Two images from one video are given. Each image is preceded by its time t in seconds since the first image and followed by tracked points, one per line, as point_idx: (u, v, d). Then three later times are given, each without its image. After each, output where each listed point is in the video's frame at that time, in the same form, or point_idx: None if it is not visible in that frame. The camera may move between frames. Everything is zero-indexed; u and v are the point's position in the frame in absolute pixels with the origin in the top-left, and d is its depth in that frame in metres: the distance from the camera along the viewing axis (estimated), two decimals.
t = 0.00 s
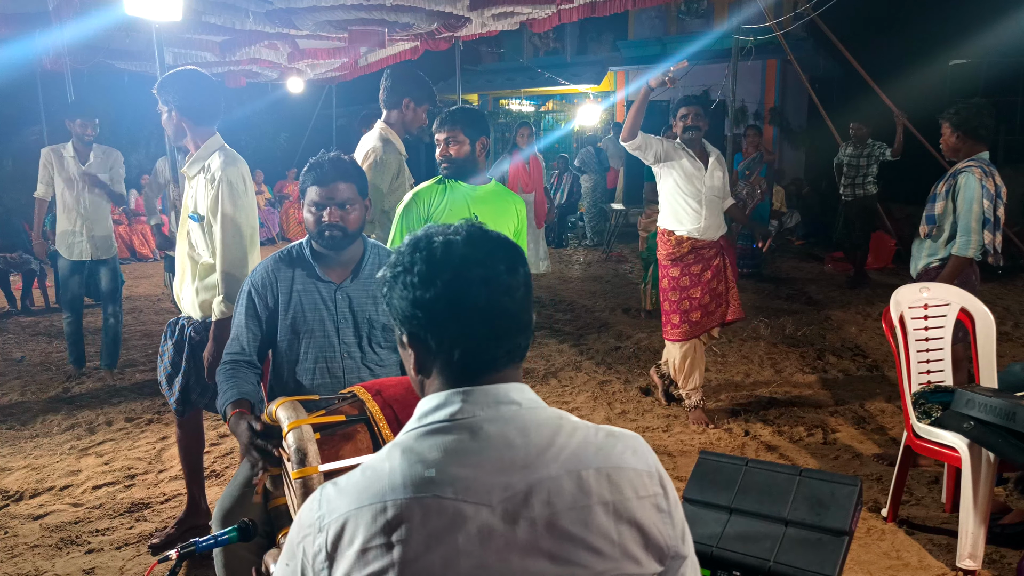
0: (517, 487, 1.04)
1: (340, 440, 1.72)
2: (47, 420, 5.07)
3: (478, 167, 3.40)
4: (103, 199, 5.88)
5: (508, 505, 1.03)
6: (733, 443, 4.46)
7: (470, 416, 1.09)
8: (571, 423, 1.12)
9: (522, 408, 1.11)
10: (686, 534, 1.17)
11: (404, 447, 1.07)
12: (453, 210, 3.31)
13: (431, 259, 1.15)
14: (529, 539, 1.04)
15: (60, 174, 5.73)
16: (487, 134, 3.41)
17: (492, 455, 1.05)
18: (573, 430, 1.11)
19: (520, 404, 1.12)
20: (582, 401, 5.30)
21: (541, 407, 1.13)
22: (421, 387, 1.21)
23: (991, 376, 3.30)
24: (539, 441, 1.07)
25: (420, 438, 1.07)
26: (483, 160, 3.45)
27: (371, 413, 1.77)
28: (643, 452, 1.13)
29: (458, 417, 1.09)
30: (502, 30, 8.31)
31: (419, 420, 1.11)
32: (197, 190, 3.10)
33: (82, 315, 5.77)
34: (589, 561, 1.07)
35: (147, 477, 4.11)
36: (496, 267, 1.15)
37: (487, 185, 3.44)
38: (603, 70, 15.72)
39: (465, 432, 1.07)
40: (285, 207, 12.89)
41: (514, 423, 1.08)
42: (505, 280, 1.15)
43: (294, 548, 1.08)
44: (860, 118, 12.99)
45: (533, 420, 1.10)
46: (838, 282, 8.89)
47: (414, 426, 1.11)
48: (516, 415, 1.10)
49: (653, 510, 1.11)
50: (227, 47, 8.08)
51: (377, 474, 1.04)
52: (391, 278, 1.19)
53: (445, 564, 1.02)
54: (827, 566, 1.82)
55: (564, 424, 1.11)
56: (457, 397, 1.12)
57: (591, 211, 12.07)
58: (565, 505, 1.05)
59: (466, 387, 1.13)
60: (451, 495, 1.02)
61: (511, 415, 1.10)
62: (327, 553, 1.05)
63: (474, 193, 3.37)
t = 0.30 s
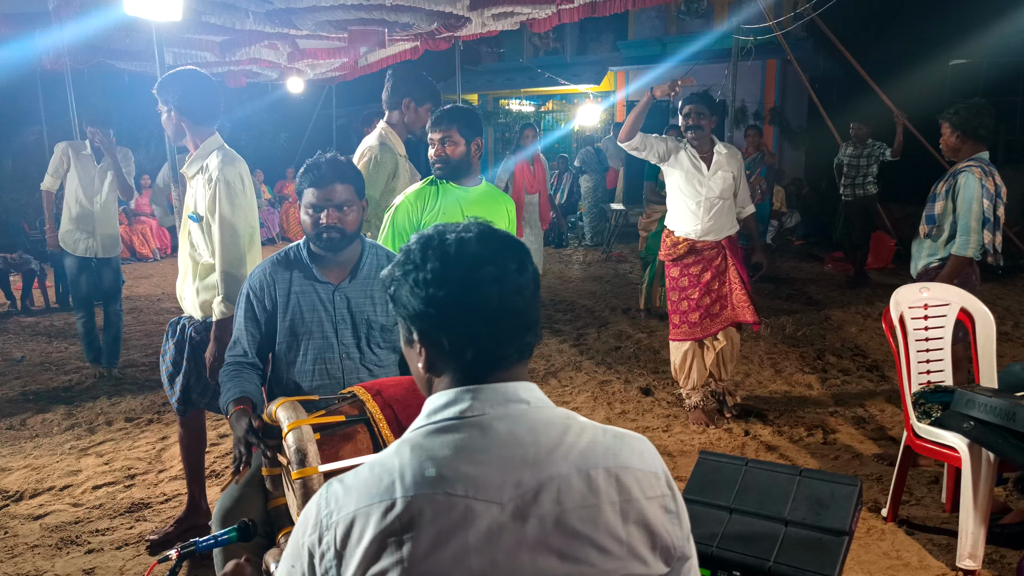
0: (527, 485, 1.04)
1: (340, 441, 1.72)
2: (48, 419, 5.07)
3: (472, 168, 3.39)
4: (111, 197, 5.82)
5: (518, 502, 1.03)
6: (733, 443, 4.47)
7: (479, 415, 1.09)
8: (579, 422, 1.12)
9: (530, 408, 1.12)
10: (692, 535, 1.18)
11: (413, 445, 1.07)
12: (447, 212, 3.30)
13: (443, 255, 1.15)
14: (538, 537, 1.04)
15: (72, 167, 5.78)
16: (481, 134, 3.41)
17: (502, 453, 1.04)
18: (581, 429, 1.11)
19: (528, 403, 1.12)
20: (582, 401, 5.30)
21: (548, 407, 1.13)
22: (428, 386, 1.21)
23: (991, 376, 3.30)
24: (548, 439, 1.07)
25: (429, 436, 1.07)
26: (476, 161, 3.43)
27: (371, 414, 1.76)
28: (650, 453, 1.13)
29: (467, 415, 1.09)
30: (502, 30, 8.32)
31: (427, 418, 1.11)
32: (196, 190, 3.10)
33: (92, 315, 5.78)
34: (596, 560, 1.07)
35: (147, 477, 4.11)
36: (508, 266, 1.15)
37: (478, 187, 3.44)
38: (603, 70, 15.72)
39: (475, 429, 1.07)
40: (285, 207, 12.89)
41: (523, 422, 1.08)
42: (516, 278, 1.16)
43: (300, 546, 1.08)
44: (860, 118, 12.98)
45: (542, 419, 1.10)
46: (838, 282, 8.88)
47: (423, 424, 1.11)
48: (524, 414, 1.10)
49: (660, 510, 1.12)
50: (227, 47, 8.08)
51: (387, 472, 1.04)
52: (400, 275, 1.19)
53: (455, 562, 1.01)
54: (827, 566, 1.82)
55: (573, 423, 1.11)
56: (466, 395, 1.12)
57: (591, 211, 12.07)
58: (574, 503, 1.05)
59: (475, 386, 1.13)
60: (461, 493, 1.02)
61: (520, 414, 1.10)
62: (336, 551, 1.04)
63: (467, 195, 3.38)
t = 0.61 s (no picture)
0: (518, 488, 1.04)
1: (339, 441, 1.72)
2: (47, 419, 5.07)
3: (482, 168, 3.37)
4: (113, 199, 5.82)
5: (509, 506, 1.03)
6: (733, 443, 4.47)
7: (470, 418, 1.09)
8: (569, 425, 1.12)
9: (520, 411, 1.11)
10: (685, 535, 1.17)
11: (403, 451, 1.06)
12: (456, 213, 3.31)
13: (449, 254, 1.16)
14: (530, 541, 1.04)
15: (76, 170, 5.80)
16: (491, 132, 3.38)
17: (493, 458, 1.05)
18: (571, 431, 1.11)
19: (519, 406, 1.12)
20: (582, 401, 5.30)
21: (539, 410, 1.13)
22: (419, 386, 1.21)
23: (992, 376, 3.30)
24: (538, 442, 1.07)
25: (419, 441, 1.07)
26: (487, 160, 3.41)
27: (371, 414, 1.76)
28: (640, 454, 1.13)
29: (456, 419, 1.09)
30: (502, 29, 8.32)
31: (416, 425, 1.11)
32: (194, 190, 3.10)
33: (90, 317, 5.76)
34: (589, 561, 1.07)
35: (147, 477, 4.11)
36: (510, 271, 1.17)
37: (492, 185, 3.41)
38: (603, 70, 15.71)
39: (464, 435, 1.06)
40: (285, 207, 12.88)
41: (514, 425, 1.08)
42: (518, 285, 1.17)
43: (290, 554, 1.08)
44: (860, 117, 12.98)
45: (531, 421, 1.10)
46: (838, 282, 8.88)
47: (411, 431, 1.11)
48: (514, 417, 1.10)
49: (651, 512, 1.11)
50: (227, 47, 8.08)
51: (378, 478, 1.04)
52: (403, 271, 1.18)
53: (447, 567, 1.02)
54: (827, 565, 1.82)
55: (561, 425, 1.11)
56: (455, 399, 1.11)
57: (591, 211, 12.07)
58: (565, 506, 1.05)
59: (465, 388, 1.13)
60: (451, 498, 1.02)
61: (510, 416, 1.10)
62: (326, 560, 1.04)
63: (476, 193, 3.34)
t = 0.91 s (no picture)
0: (513, 468, 1.04)
1: (340, 441, 1.73)
2: (47, 420, 5.07)
3: (493, 165, 3.32)
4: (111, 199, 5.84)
5: (504, 485, 1.03)
6: (733, 443, 4.47)
7: (465, 404, 1.09)
8: (561, 409, 1.13)
9: (513, 396, 1.11)
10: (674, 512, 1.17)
11: (399, 435, 1.07)
12: (462, 209, 3.30)
13: (435, 271, 1.15)
14: (526, 519, 1.04)
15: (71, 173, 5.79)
16: (503, 132, 3.38)
17: (488, 440, 1.05)
18: (563, 414, 1.11)
19: (511, 392, 1.12)
20: (582, 401, 5.30)
21: (531, 396, 1.14)
22: (416, 383, 1.20)
23: (991, 376, 3.30)
24: (532, 424, 1.08)
25: (415, 426, 1.07)
26: (501, 160, 3.38)
27: (371, 414, 1.76)
28: (630, 435, 1.13)
29: (454, 405, 1.09)
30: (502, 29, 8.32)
31: (415, 410, 1.11)
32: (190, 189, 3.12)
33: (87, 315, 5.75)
34: (582, 536, 1.07)
35: (147, 477, 4.11)
36: (498, 279, 1.16)
37: (505, 184, 3.33)
38: (603, 70, 15.72)
39: (462, 417, 1.07)
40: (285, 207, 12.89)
41: (507, 410, 1.09)
42: (506, 290, 1.17)
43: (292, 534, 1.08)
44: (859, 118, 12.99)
45: (525, 405, 1.10)
46: (838, 282, 8.87)
47: (410, 416, 1.11)
48: (507, 402, 1.10)
49: (639, 490, 1.11)
50: (227, 47, 8.08)
51: (375, 462, 1.04)
52: (390, 287, 1.18)
53: (446, 542, 1.01)
54: (827, 565, 1.82)
55: (554, 408, 1.12)
56: (452, 387, 1.12)
57: (591, 211, 12.08)
58: (559, 484, 1.05)
59: (462, 378, 1.13)
60: (448, 477, 1.02)
61: (504, 402, 1.10)
62: (329, 536, 1.05)
63: (484, 188, 3.29)
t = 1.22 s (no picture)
0: (511, 478, 1.04)
1: (339, 440, 1.72)
2: (47, 420, 5.07)
3: (497, 163, 3.32)
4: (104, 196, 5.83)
5: (503, 496, 1.03)
6: (733, 443, 4.47)
7: (462, 411, 1.09)
8: (559, 416, 1.12)
9: (512, 403, 1.11)
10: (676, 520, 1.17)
11: (397, 446, 1.06)
12: (467, 209, 3.30)
13: (438, 254, 1.16)
14: (525, 530, 1.04)
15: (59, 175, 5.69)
16: (508, 132, 3.38)
17: (486, 450, 1.05)
18: (562, 422, 1.11)
19: (510, 398, 1.12)
20: (582, 401, 5.30)
21: (529, 402, 1.13)
22: (414, 388, 1.20)
23: (991, 376, 3.30)
24: (530, 433, 1.07)
25: (413, 437, 1.07)
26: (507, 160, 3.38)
27: (371, 413, 1.76)
28: (630, 442, 1.13)
29: (451, 413, 1.09)
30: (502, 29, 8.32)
31: (412, 419, 1.11)
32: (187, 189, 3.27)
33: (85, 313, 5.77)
34: (584, 547, 1.07)
35: (147, 477, 4.11)
36: (497, 269, 1.17)
37: (511, 184, 3.32)
38: (603, 70, 15.72)
39: (459, 428, 1.06)
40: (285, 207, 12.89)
41: (505, 418, 1.08)
42: (504, 283, 1.17)
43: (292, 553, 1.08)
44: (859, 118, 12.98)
45: (523, 414, 1.10)
46: (838, 282, 8.87)
47: (406, 426, 1.11)
48: (506, 409, 1.10)
49: (643, 500, 1.11)
50: (227, 47, 8.08)
51: (372, 474, 1.03)
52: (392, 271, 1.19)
53: (445, 556, 1.02)
54: (827, 565, 1.82)
55: (553, 417, 1.12)
56: (447, 393, 1.11)
57: (591, 211, 12.08)
58: (559, 495, 1.05)
59: (458, 382, 1.13)
60: (446, 490, 1.01)
61: (502, 409, 1.10)
62: (327, 560, 1.04)
63: (490, 188, 3.29)
